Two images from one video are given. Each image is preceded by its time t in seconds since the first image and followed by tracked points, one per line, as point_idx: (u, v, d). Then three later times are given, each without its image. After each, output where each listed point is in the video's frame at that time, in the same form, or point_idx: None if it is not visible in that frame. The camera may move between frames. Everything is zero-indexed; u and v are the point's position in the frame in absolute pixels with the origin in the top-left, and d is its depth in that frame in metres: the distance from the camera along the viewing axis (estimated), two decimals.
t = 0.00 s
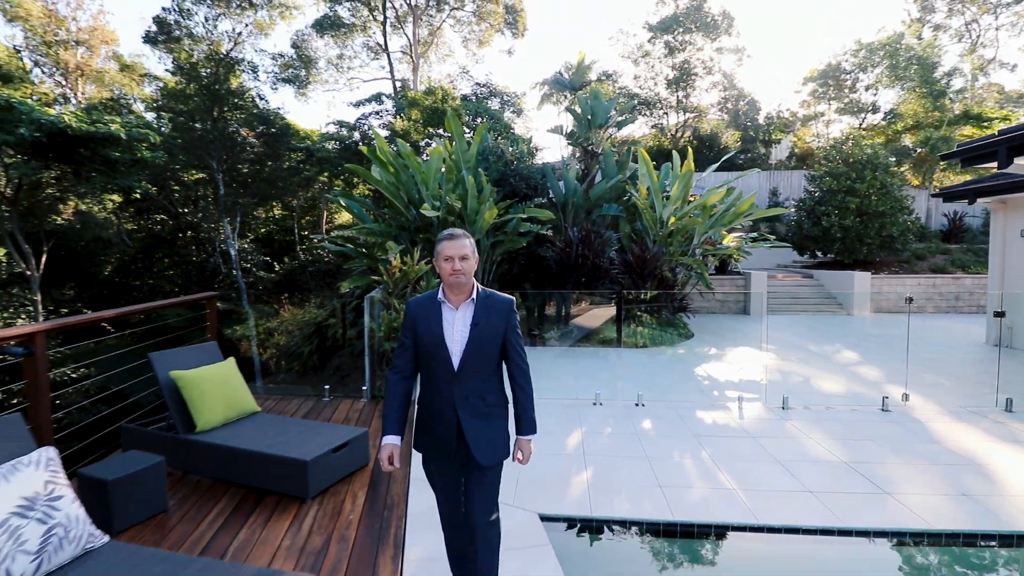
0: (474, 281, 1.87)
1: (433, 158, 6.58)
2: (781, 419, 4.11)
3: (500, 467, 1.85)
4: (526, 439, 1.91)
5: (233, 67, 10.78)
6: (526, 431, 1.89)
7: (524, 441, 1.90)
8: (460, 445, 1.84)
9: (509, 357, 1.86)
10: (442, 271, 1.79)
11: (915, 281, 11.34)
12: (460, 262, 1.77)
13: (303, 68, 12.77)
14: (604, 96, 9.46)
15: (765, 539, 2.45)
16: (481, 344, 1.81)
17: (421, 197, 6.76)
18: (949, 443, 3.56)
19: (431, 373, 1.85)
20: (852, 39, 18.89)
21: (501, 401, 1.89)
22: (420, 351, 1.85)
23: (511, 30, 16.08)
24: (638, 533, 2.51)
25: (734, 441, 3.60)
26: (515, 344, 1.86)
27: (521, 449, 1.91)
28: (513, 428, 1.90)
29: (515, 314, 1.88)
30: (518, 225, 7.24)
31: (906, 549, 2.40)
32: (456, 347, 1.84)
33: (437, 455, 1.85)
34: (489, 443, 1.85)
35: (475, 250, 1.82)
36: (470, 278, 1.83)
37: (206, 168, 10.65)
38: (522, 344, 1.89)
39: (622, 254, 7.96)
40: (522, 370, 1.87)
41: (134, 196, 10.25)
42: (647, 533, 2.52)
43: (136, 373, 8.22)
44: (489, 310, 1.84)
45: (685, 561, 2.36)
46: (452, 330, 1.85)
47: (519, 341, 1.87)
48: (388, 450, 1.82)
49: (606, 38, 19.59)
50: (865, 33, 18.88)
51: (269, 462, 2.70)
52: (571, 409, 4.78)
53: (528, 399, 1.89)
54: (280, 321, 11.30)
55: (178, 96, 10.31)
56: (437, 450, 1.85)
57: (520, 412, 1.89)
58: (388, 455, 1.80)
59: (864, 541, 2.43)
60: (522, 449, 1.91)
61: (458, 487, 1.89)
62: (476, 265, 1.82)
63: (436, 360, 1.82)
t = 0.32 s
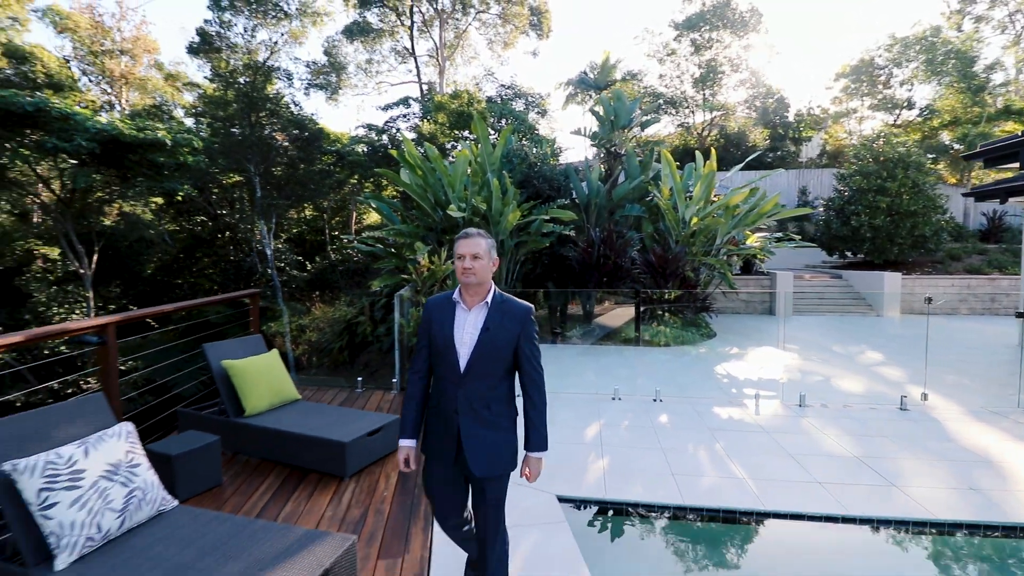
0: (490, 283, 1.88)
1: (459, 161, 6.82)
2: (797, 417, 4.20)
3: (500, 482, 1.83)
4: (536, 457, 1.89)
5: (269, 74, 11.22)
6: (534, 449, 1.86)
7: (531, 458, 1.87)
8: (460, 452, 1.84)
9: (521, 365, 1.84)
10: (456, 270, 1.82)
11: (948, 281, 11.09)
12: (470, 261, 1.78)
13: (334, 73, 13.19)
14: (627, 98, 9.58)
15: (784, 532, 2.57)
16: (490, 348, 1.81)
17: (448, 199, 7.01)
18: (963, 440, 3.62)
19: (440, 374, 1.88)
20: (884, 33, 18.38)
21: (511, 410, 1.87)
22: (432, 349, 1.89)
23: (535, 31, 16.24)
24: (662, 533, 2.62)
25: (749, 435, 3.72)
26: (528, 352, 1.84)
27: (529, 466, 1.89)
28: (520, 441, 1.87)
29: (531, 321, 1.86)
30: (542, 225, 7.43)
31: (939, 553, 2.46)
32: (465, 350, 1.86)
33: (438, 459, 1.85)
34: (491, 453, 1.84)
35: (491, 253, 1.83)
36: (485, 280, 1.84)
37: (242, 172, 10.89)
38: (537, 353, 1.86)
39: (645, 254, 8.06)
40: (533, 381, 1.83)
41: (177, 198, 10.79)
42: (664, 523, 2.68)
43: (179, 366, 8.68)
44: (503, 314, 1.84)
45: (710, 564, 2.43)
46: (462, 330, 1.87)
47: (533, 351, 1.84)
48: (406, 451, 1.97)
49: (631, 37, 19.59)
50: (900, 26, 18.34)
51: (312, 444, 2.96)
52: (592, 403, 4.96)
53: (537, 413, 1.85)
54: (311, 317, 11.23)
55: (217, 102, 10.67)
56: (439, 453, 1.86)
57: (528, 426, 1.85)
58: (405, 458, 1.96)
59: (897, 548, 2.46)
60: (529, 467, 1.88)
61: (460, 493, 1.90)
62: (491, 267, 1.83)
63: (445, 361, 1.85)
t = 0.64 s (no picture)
0: (495, 277, 1.88)
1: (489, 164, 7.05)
2: (819, 413, 4.27)
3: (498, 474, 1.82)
4: (513, 451, 1.71)
5: (307, 81, 11.68)
6: (516, 446, 1.72)
7: (508, 458, 1.70)
8: (460, 442, 1.88)
9: (522, 361, 1.81)
10: (459, 265, 1.87)
11: (991, 282, 10.74)
12: (469, 255, 1.81)
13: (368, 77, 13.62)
14: (654, 98, 9.64)
15: (820, 543, 2.54)
16: (489, 341, 1.82)
17: (477, 200, 7.26)
18: (986, 437, 3.65)
19: (448, 366, 1.93)
20: (926, 25, 17.73)
21: (512, 406, 1.84)
22: (441, 342, 1.96)
23: (564, 32, 16.35)
24: (691, 537, 2.66)
25: (769, 428, 3.84)
26: (530, 347, 1.80)
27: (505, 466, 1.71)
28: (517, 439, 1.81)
29: (536, 315, 1.84)
30: (569, 225, 7.60)
31: (986, 565, 2.40)
32: (468, 343, 1.88)
33: (439, 450, 1.89)
34: (489, 447, 1.83)
35: (493, 246, 1.85)
36: (487, 275, 1.86)
37: (283, 174, 11.47)
38: (540, 348, 1.81)
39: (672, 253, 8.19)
40: (534, 375, 1.78)
41: (221, 200, 11.34)
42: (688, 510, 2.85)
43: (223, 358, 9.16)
44: (506, 308, 1.84)
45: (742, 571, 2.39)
46: (467, 325, 1.91)
47: (534, 345, 1.80)
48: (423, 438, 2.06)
49: (661, 35, 19.49)
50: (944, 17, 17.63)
51: (355, 428, 3.24)
52: (615, 393, 5.19)
53: (535, 412, 1.76)
54: (346, 314, 11.67)
55: (260, 109, 11.33)
56: (439, 444, 1.90)
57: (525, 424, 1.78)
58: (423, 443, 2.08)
59: (939, 557, 2.45)
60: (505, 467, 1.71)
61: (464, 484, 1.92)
62: (492, 261, 1.84)
63: (451, 354, 1.91)
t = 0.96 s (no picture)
0: (476, 276, 1.90)
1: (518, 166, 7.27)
2: (842, 410, 4.34)
3: (485, 472, 1.84)
4: (510, 456, 1.80)
5: (343, 87, 12.11)
6: (512, 451, 1.80)
7: (507, 461, 1.79)
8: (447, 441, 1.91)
9: (502, 359, 1.81)
10: (441, 266, 1.91)
11: None
12: (447, 256, 1.85)
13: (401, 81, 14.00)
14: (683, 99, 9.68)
15: (857, 550, 2.51)
16: (468, 341, 1.83)
17: (507, 201, 7.50)
18: (1009, 433, 3.71)
19: (434, 366, 1.97)
20: (970, 16, 16.56)
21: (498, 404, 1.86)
22: (429, 343, 2.01)
23: (593, 32, 16.41)
24: (720, 542, 2.67)
25: (789, 422, 3.96)
26: (509, 345, 1.79)
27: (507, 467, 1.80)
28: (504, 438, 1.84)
29: (515, 313, 1.82)
30: (596, 225, 7.77)
31: None
32: (450, 343, 1.90)
33: (429, 448, 1.94)
34: (473, 445, 1.85)
35: (472, 247, 1.88)
36: (468, 275, 1.89)
37: (320, 178, 11.69)
38: (520, 347, 1.81)
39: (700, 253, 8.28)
40: (513, 373, 1.78)
41: (261, 202, 11.82)
42: (713, 508, 2.96)
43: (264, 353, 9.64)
44: (485, 307, 1.84)
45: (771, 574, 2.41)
46: (451, 324, 1.94)
47: (512, 343, 1.79)
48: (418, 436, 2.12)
49: (691, 33, 19.34)
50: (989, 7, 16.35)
51: (395, 413, 3.50)
52: (639, 387, 5.37)
53: (517, 410, 1.77)
54: (379, 312, 11.62)
55: (296, 115, 11.80)
56: (430, 441, 1.94)
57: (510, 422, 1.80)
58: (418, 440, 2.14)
59: (985, 569, 2.39)
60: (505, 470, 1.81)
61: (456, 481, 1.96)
62: (471, 261, 1.87)
63: (436, 354, 1.94)
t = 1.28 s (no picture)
0: (471, 272, 1.97)
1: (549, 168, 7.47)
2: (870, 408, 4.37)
3: (468, 462, 1.87)
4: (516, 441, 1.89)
5: (380, 93, 12.54)
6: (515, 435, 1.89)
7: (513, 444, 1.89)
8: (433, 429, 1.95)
9: (492, 353, 1.87)
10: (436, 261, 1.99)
11: None
12: (442, 251, 1.93)
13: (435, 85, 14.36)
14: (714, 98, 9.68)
15: (898, 560, 2.45)
16: (461, 334, 1.89)
17: (537, 203, 7.71)
18: None
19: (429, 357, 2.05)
20: None
21: (488, 397, 1.91)
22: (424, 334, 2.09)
23: (624, 32, 16.44)
24: (754, 546, 2.62)
25: (813, 418, 4.05)
26: (501, 340, 1.85)
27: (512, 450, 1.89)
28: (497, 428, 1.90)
29: (507, 309, 1.89)
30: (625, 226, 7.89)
31: None
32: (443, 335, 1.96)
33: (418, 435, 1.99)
34: (455, 433, 1.88)
35: (467, 243, 1.96)
36: (461, 270, 1.97)
37: (358, 180, 12.25)
38: (510, 342, 1.86)
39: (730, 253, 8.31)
40: (506, 366, 1.84)
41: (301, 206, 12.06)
42: (746, 513, 2.93)
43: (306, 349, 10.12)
44: (476, 302, 1.90)
45: None
46: (444, 317, 2.01)
47: (503, 338, 1.85)
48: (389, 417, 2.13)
49: (725, 30, 19.10)
50: None
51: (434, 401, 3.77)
52: (666, 382, 5.49)
53: (514, 400, 1.85)
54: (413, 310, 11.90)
55: (337, 120, 12.31)
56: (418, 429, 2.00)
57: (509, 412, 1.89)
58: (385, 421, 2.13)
59: None
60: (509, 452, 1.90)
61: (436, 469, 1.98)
62: (464, 257, 1.94)
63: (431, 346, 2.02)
